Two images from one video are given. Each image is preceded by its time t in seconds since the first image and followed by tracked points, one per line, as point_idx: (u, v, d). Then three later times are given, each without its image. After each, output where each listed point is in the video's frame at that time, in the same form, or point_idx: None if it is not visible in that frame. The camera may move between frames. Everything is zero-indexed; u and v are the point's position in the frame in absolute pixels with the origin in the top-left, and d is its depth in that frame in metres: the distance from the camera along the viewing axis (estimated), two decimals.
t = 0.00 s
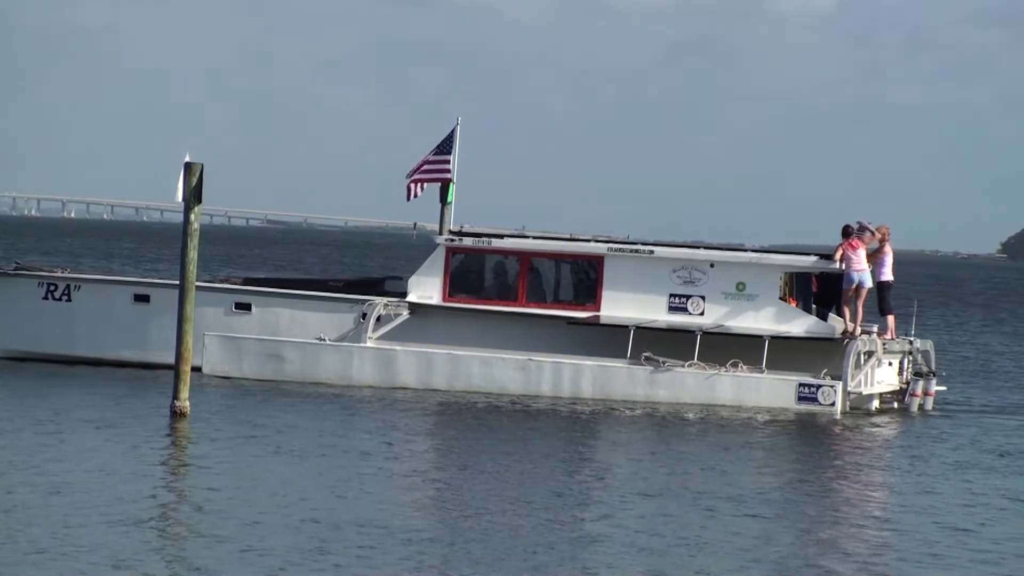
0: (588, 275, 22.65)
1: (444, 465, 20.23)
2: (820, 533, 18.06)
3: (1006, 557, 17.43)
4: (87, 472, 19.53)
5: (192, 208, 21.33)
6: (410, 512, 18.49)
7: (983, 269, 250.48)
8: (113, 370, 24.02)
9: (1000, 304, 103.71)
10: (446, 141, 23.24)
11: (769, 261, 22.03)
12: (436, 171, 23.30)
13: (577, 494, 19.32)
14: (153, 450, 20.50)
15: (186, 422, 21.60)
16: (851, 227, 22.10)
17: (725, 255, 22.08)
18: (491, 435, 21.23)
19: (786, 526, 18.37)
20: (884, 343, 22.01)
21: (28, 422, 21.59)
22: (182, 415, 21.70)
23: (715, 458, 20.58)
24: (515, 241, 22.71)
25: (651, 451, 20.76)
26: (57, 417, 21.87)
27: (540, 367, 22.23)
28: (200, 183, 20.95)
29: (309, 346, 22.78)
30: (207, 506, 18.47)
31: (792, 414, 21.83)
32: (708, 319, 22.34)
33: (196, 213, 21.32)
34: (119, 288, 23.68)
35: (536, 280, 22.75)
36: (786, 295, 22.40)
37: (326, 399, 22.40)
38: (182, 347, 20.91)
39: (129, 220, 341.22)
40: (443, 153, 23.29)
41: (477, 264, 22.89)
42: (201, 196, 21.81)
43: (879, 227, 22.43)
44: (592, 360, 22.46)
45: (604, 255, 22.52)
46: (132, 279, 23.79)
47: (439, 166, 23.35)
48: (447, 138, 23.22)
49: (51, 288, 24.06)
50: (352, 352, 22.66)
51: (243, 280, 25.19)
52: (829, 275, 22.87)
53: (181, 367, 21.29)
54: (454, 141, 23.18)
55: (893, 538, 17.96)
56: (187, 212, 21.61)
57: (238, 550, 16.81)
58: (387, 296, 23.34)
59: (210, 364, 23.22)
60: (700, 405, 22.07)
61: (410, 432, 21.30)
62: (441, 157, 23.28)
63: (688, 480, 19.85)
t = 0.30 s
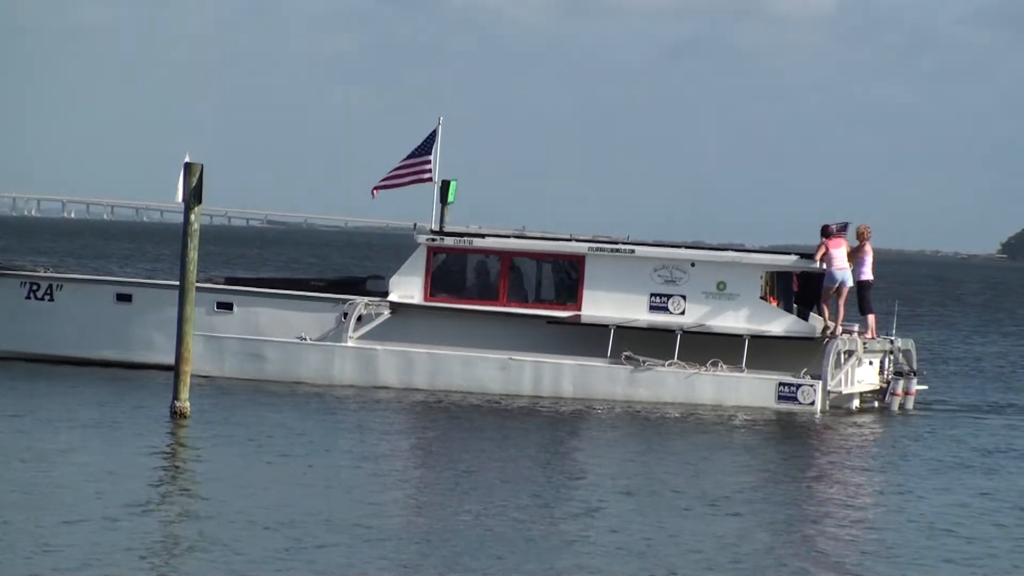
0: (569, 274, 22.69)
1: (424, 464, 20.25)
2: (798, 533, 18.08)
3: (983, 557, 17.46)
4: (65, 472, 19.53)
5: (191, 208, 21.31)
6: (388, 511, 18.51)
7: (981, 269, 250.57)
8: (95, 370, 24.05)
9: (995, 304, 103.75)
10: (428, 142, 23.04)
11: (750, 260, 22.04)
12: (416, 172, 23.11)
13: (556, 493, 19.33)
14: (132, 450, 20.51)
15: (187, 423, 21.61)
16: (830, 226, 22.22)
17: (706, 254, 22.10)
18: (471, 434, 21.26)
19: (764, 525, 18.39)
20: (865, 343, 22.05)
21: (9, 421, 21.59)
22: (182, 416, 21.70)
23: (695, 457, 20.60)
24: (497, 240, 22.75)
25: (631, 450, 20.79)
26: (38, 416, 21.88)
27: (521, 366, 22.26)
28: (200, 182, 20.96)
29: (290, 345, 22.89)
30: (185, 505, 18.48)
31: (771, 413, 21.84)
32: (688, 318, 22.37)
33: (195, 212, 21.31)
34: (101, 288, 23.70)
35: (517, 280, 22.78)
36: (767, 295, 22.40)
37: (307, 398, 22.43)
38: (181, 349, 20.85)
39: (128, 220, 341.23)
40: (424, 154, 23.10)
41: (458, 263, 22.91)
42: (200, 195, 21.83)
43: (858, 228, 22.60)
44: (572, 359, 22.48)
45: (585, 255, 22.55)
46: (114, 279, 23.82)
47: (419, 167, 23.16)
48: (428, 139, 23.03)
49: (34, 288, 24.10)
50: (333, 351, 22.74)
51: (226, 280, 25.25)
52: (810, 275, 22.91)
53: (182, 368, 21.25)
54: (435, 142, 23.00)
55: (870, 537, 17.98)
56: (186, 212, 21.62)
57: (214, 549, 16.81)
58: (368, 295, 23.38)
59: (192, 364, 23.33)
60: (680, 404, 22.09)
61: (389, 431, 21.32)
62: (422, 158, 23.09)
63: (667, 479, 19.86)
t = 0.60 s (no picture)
0: (550, 273, 22.74)
1: (402, 462, 20.27)
2: (775, 532, 18.06)
3: (959, 556, 17.45)
4: (42, 470, 19.55)
5: (191, 208, 21.35)
6: (365, 510, 18.50)
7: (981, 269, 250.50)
8: (77, 368, 24.08)
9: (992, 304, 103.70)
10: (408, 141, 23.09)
11: (731, 258, 22.06)
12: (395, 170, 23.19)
13: (533, 491, 19.33)
14: (111, 448, 20.51)
15: (186, 422, 21.55)
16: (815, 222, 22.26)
17: (686, 253, 22.13)
18: (451, 432, 21.26)
19: (741, 524, 18.38)
20: (844, 341, 22.07)
21: None
22: (183, 415, 21.67)
23: (674, 455, 20.62)
24: (478, 238, 22.80)
25: (611, 448, 20.79)
26: (18, 414, 21.90)
27: (502, 365, 22.27)
28: (200, 183, 20.92)
29: (271, 343, 22.86)
30: (161, 503, 18.47)
31: (751, 412, 21.83)
32: (669, 317, 22.39)
33: (196, 213, 21.36)
34: (83, 287, 23.74)
35: (498, 278, 22.82)
36: (747, 293, 22.40)
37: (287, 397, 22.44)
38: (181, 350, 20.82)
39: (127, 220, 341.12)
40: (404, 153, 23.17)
41: (440, 262, 22.95)
42: (200, 195, 21.86)
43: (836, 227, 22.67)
44: (552, 358, 22.49)
45: (566, 253, 22.59)
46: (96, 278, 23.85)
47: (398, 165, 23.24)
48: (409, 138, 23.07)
49: (17, 286, 24.16)
50: (314, 350, 22.73)
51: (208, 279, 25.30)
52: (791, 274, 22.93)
53: (183, 369, 21.26)
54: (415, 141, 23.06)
55: (847, 537, 17.96)
56: (187, 213, 21.65)
57: (188, 549, 16.80)
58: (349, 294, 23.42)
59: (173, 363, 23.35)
60: (660, 402, 22.10)
61: (368, 430, 21.33)
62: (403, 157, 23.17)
63: (645, 477, 19.86)
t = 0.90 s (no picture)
0: (531, 272, 22.78)
1: (381, 460, 20.30)
2: (752, 530, 18.09)
3: (935, 554, 17.48)
4: (20, 467, 19.57)
5: (191, 207, 21.34)
6: (343, 508, 18.53)
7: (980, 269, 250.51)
8: (59, 366, 24.10)
9: (990, 304, 103.72)
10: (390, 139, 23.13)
11: (712, 257, 22.14)
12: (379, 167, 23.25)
13: (512, 489, 19.36)
14: (90, 446, 20.54)
15: (186, 422, 21.53)
16: (801, 221, 22.39)
17: (668, 252, 22.17)
18: (432, 430, 21.29)
19: (719, 521, 18.41)
20: (825, 339, 22.16)
21: None
22: (182, 415, 21.66)
23: (653, 453, 20.64)
24: (460, 237, 22.84)
25: (590, 446, 20.82)
26: None
27: (482, 363, 22.29)
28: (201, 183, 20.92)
29: (252, 341, 22.90)
30: (138, 501, 18.49)
31: (731, 410, 21.87)
32: (650, 315, 22.42)
33: (195, 212, 21.36)
34: (65, 285, 23.78)
35: (480, 277, 22.86)
36: (728, 292, 22.47)
37: (268, 395, 22.47)
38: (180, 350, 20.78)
39: (127, 220, 341.23)
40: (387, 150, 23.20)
41: (421, 261, 22.99)
42: (201, 195, 21.86)
43: (813, 225, 22.76)
44: (533, 357, 22.51)
45: (548, 252, 22.62)
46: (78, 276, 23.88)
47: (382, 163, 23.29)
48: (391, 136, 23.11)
49: None
50: (295, 349, 22.80)
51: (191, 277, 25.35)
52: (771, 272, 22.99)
53: (182, 369, 21.24)
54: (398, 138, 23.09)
55: (823, 535, 17.99)
56: (188, 213, 21.65)
57: (163, 547, 16.82)
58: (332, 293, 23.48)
59: (154, 360, 23.40)
60: (641, 401, 22.13)
61: (349, 428, 21.36)
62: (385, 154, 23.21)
63: (623, 475, 19.89)
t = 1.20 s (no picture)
0: (512, 271, 22.79)
1: (359, 458, 20.33)
2: (727, 529, 18.10)
3: (910, 553, 17.48)
4: None
5: (191, 207, 21.30)
6: (320, 506, 18.54)
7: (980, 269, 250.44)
8: (42, 365, 24.13)
9: (988, 304, 103.65)
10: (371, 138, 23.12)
11: (692, 255, 22.19)
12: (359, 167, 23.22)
13: (488, 487, 19.39)
14: (69, 444, 20.58)
15: (187, 421, 21.48)
16: (784, 221, 22.36)
17: (648, 250, 22.19)
18: (411, 429, 21.32)
19: (695, 520, 18.42)
20: (805, 338, 22.17)
21: None
22: (182, 415, 21.59)
23: (631, 451, 20.67)
24: (441, 236, 22.86)
25: (570, 445, 20.84)
26: None
27: (463, 362, 22.32)
28: (201, 183, 20.87)
29: (233, 340, 22.91)
30: (114, 499, 18.51)
31: (711, 409, 21.92)
32: (631, 314, 22.45)
33: (195, 212, 21.31)
34: (47, 284, 23.81)
35: (461, 276, 22.88)
36: (709, 291, 22.49)
37: (248, 393, 22.50)
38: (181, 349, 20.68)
39: (128, 220, 341.27)
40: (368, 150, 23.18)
41: (403, 260, 23.01)
42: (201, 195, 21.81)
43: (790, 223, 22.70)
44: (513, 355, 22.54)
45: (529, 251, 22.63)
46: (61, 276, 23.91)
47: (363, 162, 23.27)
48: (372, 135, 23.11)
49: None
50: (276, 348, 22.82)
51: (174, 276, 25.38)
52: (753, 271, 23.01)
53: (181, 369, 21.15)
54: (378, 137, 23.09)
55: (798, 534, 18.00)
56: (187, 213, 21.59)
57: (136, 545, 16.84)
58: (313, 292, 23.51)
59: (135, 359, 23.36)
60: (620, 399, 22.16)
61: (327, 426, 21.39)
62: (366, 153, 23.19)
63: (600, 473, 19.92)
